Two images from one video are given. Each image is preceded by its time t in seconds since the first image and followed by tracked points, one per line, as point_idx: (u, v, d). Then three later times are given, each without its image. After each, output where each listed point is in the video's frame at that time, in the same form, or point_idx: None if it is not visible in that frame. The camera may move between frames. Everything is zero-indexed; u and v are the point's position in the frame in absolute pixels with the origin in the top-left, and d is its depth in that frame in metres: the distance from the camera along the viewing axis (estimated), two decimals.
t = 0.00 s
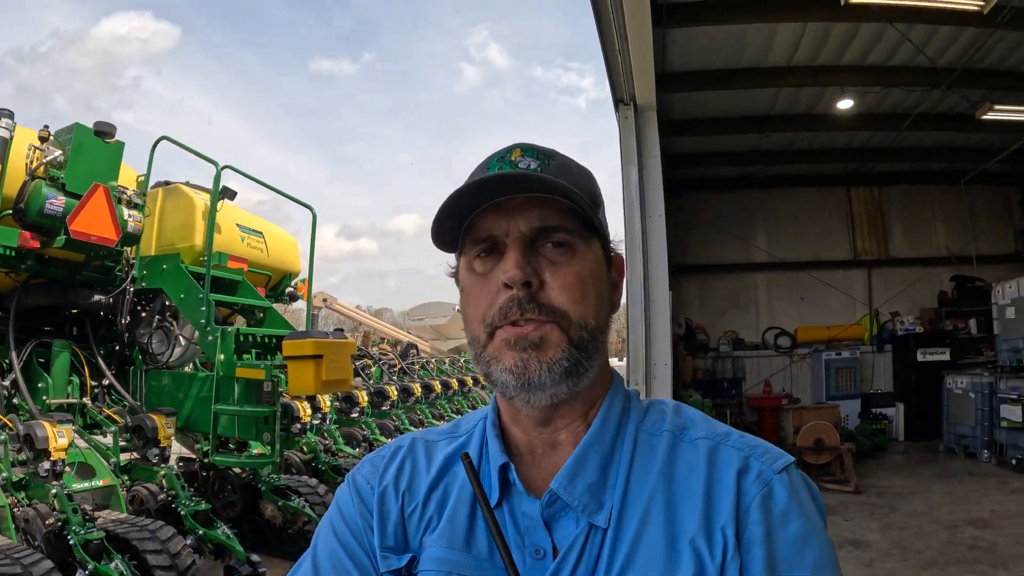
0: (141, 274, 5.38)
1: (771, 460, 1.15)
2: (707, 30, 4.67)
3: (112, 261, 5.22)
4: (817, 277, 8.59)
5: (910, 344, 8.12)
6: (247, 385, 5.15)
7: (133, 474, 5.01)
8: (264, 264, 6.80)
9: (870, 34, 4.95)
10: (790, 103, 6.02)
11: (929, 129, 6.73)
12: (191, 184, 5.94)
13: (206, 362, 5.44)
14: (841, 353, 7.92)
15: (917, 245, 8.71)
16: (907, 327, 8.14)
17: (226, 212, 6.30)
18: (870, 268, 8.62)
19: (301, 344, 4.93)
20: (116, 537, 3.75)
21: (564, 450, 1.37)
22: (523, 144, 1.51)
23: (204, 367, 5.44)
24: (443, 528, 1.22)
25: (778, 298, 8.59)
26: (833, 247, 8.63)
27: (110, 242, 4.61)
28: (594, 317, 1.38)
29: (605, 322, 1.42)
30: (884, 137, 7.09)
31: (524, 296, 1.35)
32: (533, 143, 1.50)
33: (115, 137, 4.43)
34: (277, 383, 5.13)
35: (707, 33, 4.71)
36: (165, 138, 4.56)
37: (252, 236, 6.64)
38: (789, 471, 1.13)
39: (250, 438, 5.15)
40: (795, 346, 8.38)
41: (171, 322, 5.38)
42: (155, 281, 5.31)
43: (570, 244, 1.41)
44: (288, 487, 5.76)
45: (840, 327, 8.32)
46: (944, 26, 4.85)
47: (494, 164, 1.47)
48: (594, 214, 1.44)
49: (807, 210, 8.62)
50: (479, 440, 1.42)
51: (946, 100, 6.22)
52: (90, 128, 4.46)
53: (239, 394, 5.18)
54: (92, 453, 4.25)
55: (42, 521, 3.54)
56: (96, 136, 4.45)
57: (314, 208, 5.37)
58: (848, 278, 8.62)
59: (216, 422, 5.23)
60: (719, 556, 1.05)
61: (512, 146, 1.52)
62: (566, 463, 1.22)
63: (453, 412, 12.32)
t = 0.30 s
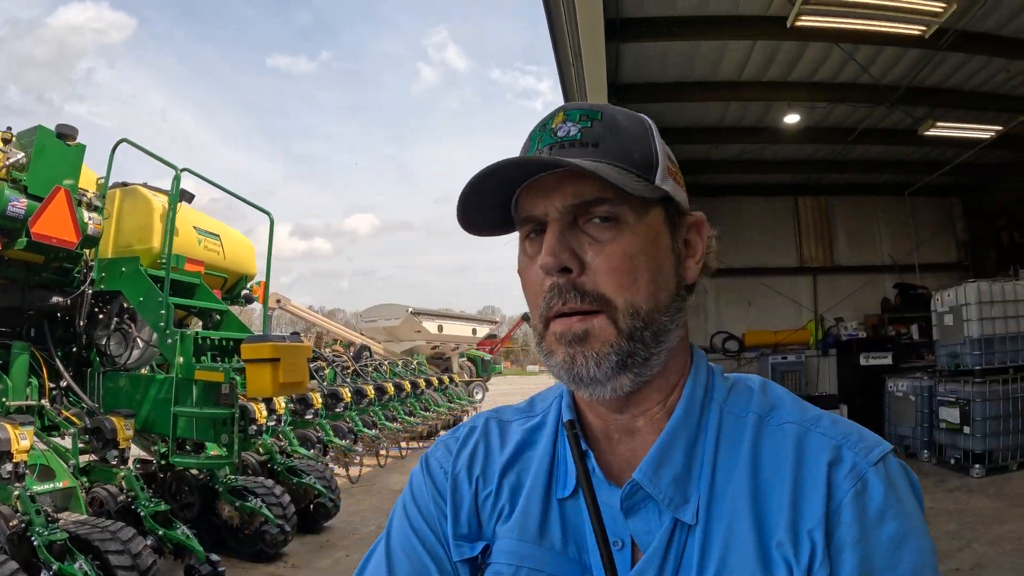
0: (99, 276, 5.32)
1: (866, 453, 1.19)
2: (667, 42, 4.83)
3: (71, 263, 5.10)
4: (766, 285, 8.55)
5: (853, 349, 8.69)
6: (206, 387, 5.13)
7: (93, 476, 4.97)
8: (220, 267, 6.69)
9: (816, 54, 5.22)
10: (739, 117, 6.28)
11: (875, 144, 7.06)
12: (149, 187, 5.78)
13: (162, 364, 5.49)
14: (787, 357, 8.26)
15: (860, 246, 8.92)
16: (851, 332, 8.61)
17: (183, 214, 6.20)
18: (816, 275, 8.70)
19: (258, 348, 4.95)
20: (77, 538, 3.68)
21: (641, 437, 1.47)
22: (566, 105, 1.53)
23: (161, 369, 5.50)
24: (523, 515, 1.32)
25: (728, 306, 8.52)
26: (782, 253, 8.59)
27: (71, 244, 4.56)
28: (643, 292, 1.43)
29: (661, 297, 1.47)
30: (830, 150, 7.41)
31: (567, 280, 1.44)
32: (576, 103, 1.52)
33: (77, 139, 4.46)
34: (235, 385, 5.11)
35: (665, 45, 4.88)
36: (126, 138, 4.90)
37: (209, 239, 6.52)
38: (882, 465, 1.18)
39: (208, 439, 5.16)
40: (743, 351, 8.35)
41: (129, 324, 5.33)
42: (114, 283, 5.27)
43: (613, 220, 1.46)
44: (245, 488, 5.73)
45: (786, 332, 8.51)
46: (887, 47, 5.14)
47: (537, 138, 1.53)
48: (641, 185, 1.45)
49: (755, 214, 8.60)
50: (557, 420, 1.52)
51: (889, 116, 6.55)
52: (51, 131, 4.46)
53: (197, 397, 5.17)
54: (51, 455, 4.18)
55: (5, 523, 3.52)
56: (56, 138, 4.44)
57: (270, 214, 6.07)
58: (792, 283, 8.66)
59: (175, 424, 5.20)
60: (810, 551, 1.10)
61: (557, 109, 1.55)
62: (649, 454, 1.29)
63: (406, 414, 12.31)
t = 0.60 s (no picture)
0: (65, 271, 5.24)
1: (877, 462, 1.02)
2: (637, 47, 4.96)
3: (37, 256, 4.98)
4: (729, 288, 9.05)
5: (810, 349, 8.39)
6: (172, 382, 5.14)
7: (61, 471, 4.92)
8: (185, 262, 6.63)
9: (777, 62, 5.43)
10: (701, 121, 6.47)
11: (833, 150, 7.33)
12: (115, 179, 5.64)
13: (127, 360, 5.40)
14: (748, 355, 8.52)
15: (818, 253, 9.32)
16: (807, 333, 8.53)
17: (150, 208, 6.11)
18: (774, 278, 9.21)
19: (225, 343, 4.93)
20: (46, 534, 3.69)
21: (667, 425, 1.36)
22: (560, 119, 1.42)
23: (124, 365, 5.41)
24: (549, 489, 1.36)
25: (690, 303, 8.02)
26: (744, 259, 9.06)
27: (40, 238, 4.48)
28: (626, 296, 1.29)
29: (649, 296, 1.30)
30: (789, 156, 7.68)
31: (554, 288, 1.36)
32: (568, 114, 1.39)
33: (47, 132, 4.44)
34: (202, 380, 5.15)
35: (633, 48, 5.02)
36: (92, 133, 4.73)
37: (174, 233, 6.44)
38: (893, 477, 1.01)
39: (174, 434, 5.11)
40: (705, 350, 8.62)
41: (95, 319, 5.29)
42: (81, 278, 5.18)
43: (591, 224, 1.31)
44: (211, 483, 5.71)
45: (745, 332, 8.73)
46: (844, 59, 5.39)
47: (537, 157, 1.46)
48: (604, 196, 1.27)
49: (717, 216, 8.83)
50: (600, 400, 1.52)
51: (846, 124, 6.83)
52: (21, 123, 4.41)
53: (163, 391, 5.17)
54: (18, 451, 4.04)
55: None
56: (26, 130, 4.39)
57: (237, 210, 5.56)
58: (752, 286, 9.18)
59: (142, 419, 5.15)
60: (794, 560, 0.97)
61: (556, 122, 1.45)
62: (663, 436, 1.20)
63: (368, 410, 12.28)
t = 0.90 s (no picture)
0: (76, 268, 5.35)
1: (873, 460, 1.01)
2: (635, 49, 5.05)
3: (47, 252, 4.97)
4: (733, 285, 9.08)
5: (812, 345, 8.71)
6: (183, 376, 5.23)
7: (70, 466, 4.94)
8: (193, 258, 6.70)
9: (780, 61, 5.45)
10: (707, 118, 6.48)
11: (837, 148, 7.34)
12: (122, 177, 5.73)
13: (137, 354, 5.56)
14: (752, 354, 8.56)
15: (819, 250, 9.28)
16: (810, 330, 8.71)
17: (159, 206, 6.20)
18: (777, 274, 9.24)
19: (234, 339, 5.00)
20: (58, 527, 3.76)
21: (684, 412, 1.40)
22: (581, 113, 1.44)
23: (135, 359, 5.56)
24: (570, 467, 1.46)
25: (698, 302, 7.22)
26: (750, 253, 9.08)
27: (51, 235, 4.50)
28: (647, 282, 1.31)
29: (668, 283, 1.31)
30: (793, 153, 7.69)
31: (578, 276, 1.38)
32: (590, 109, 1.41)
33: (58, 131, 4.44)
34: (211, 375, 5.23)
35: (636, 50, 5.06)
36: (103, 133, 4.74)
37: (183, 230, 6.52)
38: (890, 476, 1.00)
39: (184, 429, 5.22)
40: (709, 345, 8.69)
41: (104, 315, 5.37)
42: (92, 275, 5.29)
43: (611, 214, 1.33)
44: (220, 477, 5.79)
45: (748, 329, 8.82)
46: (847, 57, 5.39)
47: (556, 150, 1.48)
48: (624, 186, 1.29)
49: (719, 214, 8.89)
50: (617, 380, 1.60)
51: (850, 122, 6.83)
52: (32, 122, 4.41)
53: (173, 386, 5.26)
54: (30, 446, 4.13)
55: None
56: (37, 129, 4.40)
57: (245, 207, 5.76)
58: (756, 283, 9.20)
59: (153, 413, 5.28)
60: (782, 552, 0.99)
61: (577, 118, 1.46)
62: (668, 425, 1.23)
63: (373, 406, 12.37)
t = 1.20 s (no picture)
0: (169, 268, 5.74)
1: (813, 458, 1.09)
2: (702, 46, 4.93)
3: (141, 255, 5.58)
4: (811, 281, 8.48)
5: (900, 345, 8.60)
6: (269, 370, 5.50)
7: (160, 451, 5.41)
8: (281, 258, 7.10)
9: (860, 50, 5.13)
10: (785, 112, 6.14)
11: (925, 139, 6.86)
12: (212, 182, 6.17)
13: (227, 349, 5.87)
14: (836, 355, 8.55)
15: (909, 249, 8.62)
16: (897, 331, 8.49)
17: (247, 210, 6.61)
18: (864, 271, 8.54)
19: (319, 334, 5.26)
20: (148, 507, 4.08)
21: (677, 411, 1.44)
22: (658, 112, 1.37)
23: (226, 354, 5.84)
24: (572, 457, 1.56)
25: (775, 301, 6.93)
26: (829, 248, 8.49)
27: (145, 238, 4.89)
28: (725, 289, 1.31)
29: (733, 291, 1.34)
30: (879, 145, 7.23)
31: (661, 270, 1.28)
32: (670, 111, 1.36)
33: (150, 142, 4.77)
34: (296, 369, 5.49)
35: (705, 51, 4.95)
36: (193, 142, 5.09)
37: (271, 231, 6.93)
38: (827, 473, 1.07)
39: (269, 419, 5.52)
40: (789, 344, 8.38)
41: (197, 311, 5.74)
42: (184, 275, 5.68)
43: (705, 219, 1.31)
44: (302, 465, 6.12)
45: (832, 329, 8.44)
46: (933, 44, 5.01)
47: (633, 136, 1.34)
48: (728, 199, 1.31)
49: (801, 208, 8.46)
50: (617, 378, 1.58)
51: (941, 111, 6.35)
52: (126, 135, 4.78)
53: (260, 378, 5.54)
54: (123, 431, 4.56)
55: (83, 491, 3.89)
56: (131, 142, 4.79)
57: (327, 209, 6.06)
58: (841, 279, 8.51)
59: (240, 404, 5.59)
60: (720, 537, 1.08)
61: (648, 113, 1.37)
62: (648, 414, 1.30)
63: (456, 400, 12.64)
